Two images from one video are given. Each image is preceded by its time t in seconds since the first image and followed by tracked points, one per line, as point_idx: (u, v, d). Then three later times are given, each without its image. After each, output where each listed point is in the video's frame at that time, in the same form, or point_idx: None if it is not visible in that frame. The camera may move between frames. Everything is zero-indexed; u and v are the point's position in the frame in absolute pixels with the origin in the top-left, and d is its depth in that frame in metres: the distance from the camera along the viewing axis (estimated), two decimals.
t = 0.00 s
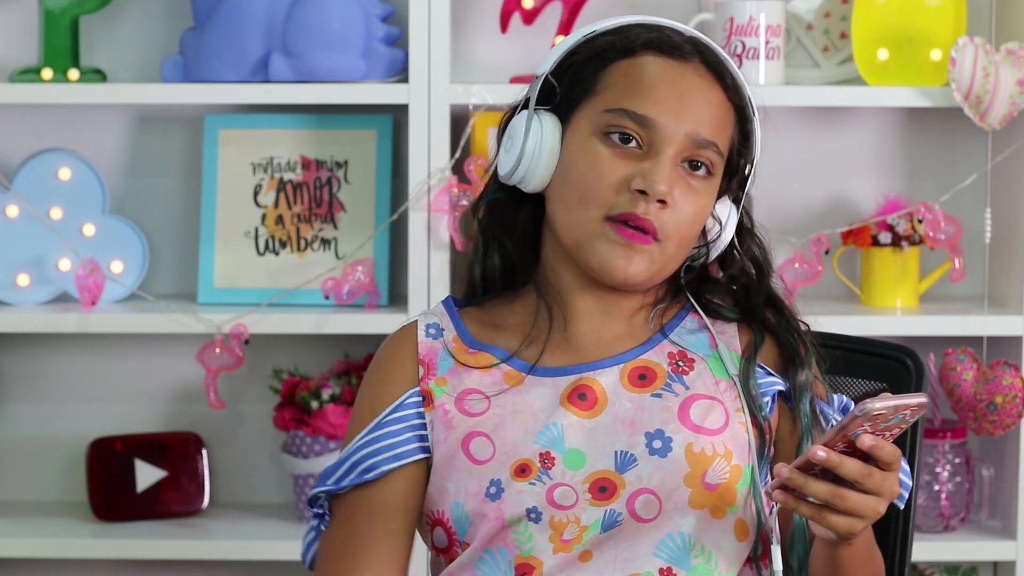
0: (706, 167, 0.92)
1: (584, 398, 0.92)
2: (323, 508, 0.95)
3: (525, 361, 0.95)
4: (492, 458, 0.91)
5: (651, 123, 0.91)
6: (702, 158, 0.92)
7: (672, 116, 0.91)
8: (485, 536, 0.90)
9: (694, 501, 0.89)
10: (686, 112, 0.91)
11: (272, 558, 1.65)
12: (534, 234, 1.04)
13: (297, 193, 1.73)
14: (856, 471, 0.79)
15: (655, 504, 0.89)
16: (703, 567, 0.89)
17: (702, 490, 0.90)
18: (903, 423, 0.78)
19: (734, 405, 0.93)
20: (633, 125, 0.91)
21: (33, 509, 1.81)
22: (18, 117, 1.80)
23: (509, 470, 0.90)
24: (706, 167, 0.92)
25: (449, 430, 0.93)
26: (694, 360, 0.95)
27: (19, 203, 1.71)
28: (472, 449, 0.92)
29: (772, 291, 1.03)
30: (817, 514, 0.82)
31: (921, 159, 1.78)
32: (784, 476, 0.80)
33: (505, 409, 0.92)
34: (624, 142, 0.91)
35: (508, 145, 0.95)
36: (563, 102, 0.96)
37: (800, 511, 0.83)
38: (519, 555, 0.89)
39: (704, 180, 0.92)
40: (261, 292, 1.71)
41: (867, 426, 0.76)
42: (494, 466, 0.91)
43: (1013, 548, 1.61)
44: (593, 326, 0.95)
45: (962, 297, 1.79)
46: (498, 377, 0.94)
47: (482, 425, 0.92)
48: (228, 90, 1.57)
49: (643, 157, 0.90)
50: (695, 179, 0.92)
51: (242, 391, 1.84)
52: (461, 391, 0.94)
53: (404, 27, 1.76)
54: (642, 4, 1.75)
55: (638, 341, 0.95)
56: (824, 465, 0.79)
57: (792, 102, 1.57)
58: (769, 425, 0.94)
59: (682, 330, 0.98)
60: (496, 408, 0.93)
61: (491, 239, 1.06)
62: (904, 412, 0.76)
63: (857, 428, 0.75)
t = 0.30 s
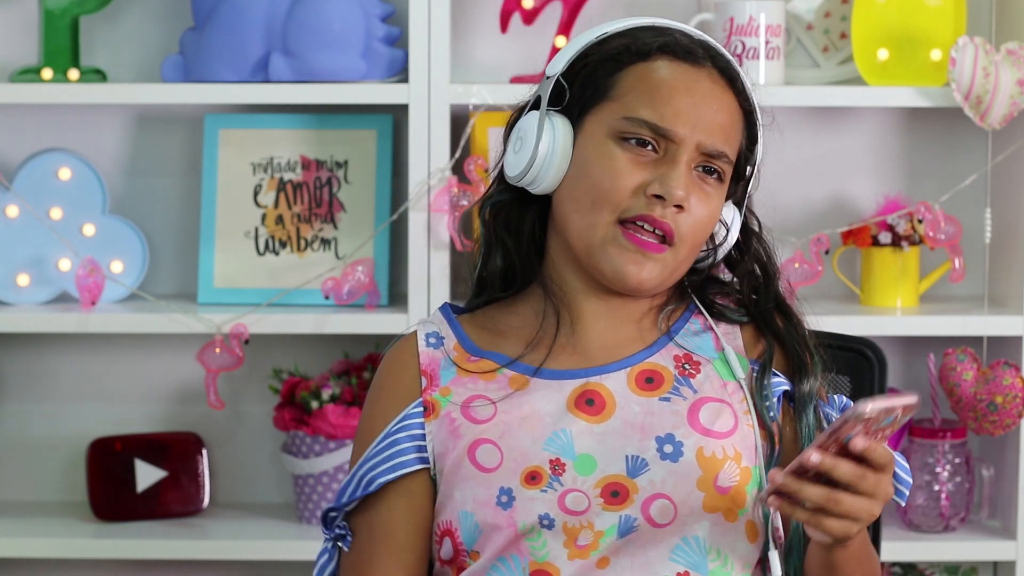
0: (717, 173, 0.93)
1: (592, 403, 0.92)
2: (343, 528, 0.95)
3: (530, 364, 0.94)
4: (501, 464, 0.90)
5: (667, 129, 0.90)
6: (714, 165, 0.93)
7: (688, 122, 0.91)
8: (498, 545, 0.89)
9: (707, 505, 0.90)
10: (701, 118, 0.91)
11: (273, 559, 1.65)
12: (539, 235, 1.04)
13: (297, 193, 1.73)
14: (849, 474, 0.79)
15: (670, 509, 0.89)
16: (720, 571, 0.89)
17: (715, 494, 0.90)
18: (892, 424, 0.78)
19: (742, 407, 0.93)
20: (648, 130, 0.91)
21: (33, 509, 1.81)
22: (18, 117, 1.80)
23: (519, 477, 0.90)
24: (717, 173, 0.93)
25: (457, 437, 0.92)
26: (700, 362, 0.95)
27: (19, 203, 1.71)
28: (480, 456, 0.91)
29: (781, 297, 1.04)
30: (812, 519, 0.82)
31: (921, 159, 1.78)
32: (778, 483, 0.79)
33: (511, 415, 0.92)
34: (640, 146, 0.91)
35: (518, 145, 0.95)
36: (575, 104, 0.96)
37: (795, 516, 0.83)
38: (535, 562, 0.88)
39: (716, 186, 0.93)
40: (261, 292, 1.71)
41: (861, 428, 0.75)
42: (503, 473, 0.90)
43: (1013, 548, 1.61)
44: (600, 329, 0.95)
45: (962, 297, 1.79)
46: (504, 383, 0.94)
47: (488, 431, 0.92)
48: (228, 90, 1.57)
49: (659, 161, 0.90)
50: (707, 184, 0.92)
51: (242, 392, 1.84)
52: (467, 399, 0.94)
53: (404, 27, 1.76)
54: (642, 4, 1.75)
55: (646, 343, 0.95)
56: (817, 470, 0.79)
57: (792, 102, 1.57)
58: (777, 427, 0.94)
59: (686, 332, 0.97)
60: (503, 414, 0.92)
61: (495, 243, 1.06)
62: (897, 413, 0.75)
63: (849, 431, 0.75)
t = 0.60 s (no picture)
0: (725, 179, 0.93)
1: (589, 407, 0.91)
2: (358, 531, 0.93)
3: (532, 367, 0.94)
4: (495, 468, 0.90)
5: (679, 138, 0.90)
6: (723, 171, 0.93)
7: (699, 131, 0.90)
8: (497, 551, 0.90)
9: (707, 512, 0.90)
10: (711, 126, 0.91)
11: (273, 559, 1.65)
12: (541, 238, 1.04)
13: (297, 193, 1.73)
14: (831, 502, 0.79)
15: (669, 517, 0.89)
16: None
17: (715, 501, 0.90)
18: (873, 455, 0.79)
19: (742, 412, 0.93)
20: (658, 139, 0.90)
21: (33, 509, 1.81)
22: (18, 117, 1.80)
23: (514, 481, 0.90)
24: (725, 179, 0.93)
25: (452, 437, 0.92)
26: (699, 366, 0.95)
27: (19, 203, 1.71)
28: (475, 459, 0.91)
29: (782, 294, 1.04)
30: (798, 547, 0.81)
31: (920, 159, 1.78)
32: (760, 512, 0.79)
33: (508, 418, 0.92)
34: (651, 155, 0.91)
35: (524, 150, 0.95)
36: (579, 108, 0.95)
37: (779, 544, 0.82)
38: (533, 568, 0.89)
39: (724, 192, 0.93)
40: (261, 292, 1.71)
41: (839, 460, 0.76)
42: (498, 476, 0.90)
43: (1013, 548, 1.61)
44: (603, 332, 0.95)
45: (962, 297, 1.79)
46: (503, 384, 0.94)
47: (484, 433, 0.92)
48: (228, 90, 1.57)
49: (672, 170, 0.90)
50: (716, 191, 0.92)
51: (242, 392, 1.84)
52: (466, 399, 0.94)
53: (403, 27, 1.76)
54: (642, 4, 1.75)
55: (647, 345, 0.95)
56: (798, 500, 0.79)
57: (791, 102, 1.57)
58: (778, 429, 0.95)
59: (688, 334, 0.97)
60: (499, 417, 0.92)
61: (498, 245, 1.05)
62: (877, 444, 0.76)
63: (827, 463, 0.76)
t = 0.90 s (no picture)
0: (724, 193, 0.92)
1: (581, 405, 0.92)
2: (336, 518, 0.96)
3: (529, 366, 0.94)
4: (487, 462, 0.91)
5: (674, 155, 0.89)
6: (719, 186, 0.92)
7: (695, 147, 0.89)
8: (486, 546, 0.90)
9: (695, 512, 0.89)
10: (708, 144, 0.89)
11: (273, 559, 1.65)
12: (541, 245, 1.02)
13: (297, 193, 1.73)
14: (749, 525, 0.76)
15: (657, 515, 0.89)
16: None
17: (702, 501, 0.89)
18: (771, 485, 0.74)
19: (734, 413, 0.93)
20: (652, 156, 0.89)
21: (33, 509, 1.81)
22: (18, 117, 1.80)
23: (506, 477, 0.90)
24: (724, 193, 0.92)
25: (446, 432, 0.93)
26: (694, 368, 0.95)
27: (19, 203, 1.71)
28: (467, 453, 0.92)
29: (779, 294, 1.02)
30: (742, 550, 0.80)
31: (920, 159, 1.78)
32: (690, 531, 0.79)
33: (502, 414, 0.92)
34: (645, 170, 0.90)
35: (523, 155, 0.94)
36: (579, 117, 0.95)
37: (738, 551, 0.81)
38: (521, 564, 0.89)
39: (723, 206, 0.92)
40: (261, 292, 1.71)
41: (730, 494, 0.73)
42: (490, 472, 0.91)
43: (1013, 548, 1.61)
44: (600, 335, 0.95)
45: (962, 297, 1.79)
46: (497, 380, 0.94)
47: (478, 428, 0.92)
48: (228, 90, 1.57)
49: (666, 187, 0.89)
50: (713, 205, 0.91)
51: (242, 392, 1.84)
52: (461, 394, 0.94)
53: (403, 27, 1.76)
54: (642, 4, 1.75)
55: (644, 344, 0.95)
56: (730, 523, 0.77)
57: (791, 102, 1.57)
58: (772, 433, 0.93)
59: (684, 335, 0.97)
60: (493, 412, 0.93)
61: (499, 247, 1.05)
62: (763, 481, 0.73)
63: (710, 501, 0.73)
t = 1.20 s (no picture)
0: (708, 189, 0.91)
1: (575, 407, 0.92)
2: (336, 518, 0.97)
3: (524, 367, 0.94)
4: (481, 465, 0.91)
5: (652, 152, 0.89)
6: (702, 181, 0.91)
7: (673, 143, 0.89)
8: (479, 548, 0.90)
9: (688, 512, 0.89)
10: (687, 138, 0.89)
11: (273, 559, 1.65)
12: (535, 242, 1.04)
13: (297, 193, 1.73)
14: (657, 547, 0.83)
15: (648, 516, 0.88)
16: None
17: (695, 501, 0.89)
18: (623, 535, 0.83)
19: (728, 412, 0.92)
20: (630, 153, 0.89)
21: (33, 509, 1.81)
22: (18, 117, 1.80)
23: (499, 479, 0.90)
24: (708, 189, 0.91)
25: (443, 435, 0.93)
26: (689, 367, 0.94)
27: (19, 203, 1.71)
28: (463, 456, 0.92)
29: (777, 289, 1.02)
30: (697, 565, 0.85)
31: (920, 159, 1.78)
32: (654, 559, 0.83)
33: (496, 415, 0.92)
34: (624, 168, 0.90)
35: (508, 158, 0.94)
36: (562, 117, 0.95)
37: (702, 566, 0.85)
38: (514, 565, 0.89)
39: (709, 202, 0.91)
40: (261, 292, 1.71)
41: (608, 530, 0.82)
42: (483, 473, 0.91)
43: (1013, 548, 1.61)
44: (593, 335, 0.95)
45: (962, 297, 1.79)
46: (493, 384, 0.94)
47: (473, 431, 0.92)
48: (228, 90, 1.57)
49: (648, 184, 0.89)
50: (697, 200, 0.90)
51: (242, 392, 1.84)
52: (458, 397, 0.95)
53: (403, 27, 1.76)
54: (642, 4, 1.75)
55: (635, 346, 0.95)
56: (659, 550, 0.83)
57: (791, 102, 1.57)
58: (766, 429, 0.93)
59: (680, 335, 0.97)
60: (487, 415, 0.93)
61: (493, 250, 1.05)
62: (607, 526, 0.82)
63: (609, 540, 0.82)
